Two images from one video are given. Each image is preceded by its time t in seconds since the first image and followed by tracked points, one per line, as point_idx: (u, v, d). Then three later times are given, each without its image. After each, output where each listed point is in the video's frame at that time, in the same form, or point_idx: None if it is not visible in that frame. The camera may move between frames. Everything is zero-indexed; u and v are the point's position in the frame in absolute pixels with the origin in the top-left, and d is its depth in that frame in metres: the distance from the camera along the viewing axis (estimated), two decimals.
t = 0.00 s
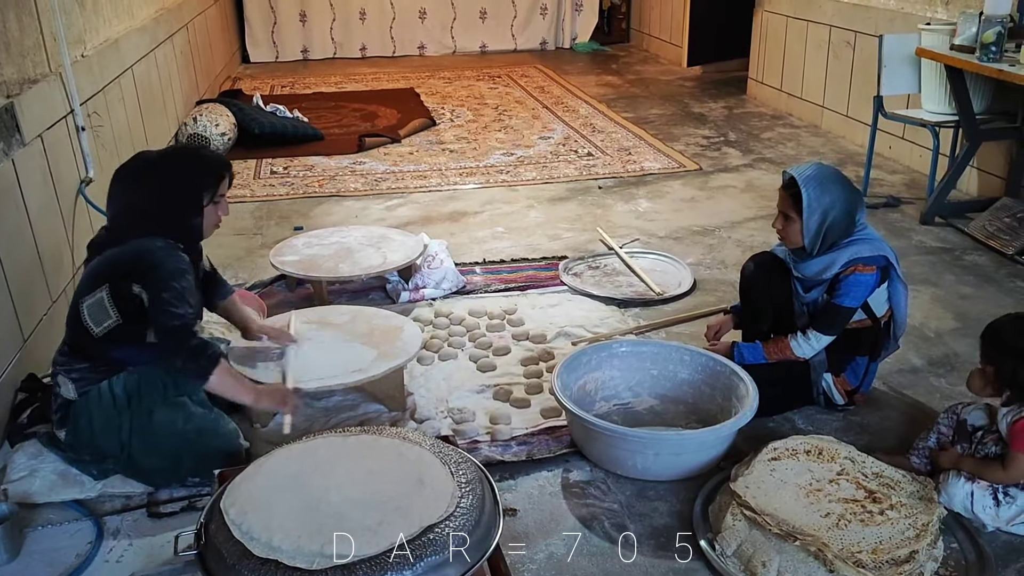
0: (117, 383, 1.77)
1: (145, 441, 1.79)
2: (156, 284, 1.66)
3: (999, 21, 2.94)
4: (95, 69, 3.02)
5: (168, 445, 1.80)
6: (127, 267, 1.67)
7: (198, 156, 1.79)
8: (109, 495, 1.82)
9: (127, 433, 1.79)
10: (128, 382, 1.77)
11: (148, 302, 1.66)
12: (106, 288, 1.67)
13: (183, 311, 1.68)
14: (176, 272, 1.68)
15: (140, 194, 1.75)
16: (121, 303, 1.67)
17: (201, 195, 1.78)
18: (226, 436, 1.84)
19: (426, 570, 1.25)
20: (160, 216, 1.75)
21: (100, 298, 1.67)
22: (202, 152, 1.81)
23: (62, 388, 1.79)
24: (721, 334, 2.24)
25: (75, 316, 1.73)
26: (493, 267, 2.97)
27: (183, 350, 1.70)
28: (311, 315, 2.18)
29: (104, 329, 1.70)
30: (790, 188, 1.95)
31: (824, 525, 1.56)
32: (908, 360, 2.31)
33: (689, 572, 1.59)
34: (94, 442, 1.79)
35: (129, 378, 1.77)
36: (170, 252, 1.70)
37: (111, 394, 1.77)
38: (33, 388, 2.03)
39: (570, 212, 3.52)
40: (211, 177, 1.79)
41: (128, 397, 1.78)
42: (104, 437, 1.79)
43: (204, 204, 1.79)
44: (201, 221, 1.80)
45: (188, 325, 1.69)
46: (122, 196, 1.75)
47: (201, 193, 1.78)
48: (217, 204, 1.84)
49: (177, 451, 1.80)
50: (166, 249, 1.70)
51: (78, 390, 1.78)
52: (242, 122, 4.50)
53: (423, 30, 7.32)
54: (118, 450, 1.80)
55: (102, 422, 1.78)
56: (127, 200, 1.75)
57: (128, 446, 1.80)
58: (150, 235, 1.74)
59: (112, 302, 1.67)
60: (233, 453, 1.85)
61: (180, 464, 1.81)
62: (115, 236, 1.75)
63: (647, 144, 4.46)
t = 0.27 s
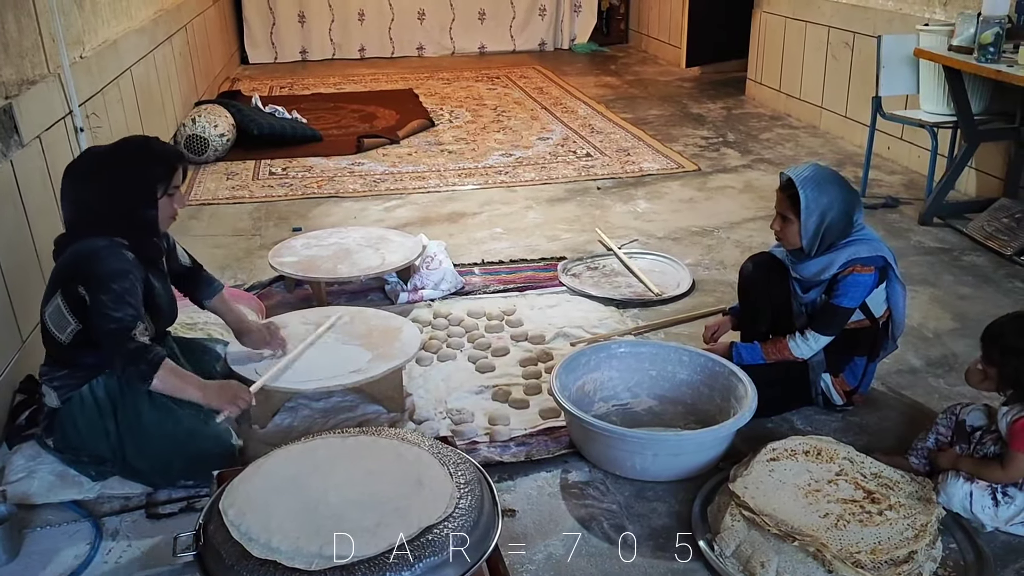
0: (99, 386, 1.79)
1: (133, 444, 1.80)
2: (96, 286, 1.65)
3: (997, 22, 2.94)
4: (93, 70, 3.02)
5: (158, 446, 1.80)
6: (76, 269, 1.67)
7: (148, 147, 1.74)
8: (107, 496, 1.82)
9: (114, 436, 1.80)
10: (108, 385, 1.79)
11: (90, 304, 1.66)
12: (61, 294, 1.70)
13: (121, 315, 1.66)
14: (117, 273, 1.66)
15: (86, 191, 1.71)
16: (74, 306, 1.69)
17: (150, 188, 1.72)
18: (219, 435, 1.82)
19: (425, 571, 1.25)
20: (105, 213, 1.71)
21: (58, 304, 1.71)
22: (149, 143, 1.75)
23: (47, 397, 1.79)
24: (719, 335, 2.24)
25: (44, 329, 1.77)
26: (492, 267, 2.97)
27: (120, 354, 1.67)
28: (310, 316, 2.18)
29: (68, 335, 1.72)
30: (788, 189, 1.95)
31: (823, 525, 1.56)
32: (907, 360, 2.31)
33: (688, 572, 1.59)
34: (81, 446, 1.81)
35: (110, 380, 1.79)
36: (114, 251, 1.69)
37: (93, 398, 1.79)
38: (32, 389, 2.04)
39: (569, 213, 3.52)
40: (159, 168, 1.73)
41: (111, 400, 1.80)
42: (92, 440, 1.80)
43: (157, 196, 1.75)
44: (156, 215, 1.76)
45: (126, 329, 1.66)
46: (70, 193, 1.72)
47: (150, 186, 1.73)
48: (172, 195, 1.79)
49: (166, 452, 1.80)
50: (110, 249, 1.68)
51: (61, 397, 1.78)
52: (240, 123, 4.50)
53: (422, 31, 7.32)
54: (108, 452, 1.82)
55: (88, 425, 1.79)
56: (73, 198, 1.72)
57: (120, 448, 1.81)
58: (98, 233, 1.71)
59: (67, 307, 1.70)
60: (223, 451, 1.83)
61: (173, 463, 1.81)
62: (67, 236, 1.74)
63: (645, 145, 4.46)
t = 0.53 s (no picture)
0: (96, 389, 1.78)
1: (132, 445, 1.81)
2: (99, 295, 1.65)
3: (995, 23, 2.96)
4: (92, 71, 3.01)
5: (157, 448, 1.81)
6: (76, 274, 1.66)
7: (144, 148, 1.71)
8: (105, 497, 1.82)
9: (112, 437, 1.80)
10: (105, 387, 1.79)
11: (93, 313, 1.66)
12: (60, 297, 1.70)
13: (127, 325, 1.67)
14: (118, 280, 1.67)
15: (82, 194, 1.69)
16: (74, 310, 1.69)
17: (147, 190, 1.71)
18: (219, 436, 1.84)
19: (424, 571, 1.25)
20: (102, 216, 1.69)
21: (57, 306, 1.70)
22: (145, 143, 1.72)
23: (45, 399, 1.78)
24: (717, 336, 2.25)
25: (43, 330, 1.76)
26: (491, 268, 2.97)
27: (126, 364, 1.69)
28: (308, 317, 2.18)
29: (67, 338, 1.71)
30: (785, 190, 1.95)
31: (822, 526, 1.57)
32: (905, 361, 2.31)
33: (687, 573, 1.59)
34: (79, 448, 1.80)
35: (107, 383, 1.79)
36: (113, 257, 1.68)
37: (92, 400, 1.79)
38: (31, 391, 2.04)
39: (567, 213, 3.52)
40: (156, 170, 1.71)
41: (109, 402, 1.80)
42: (90, 442, 1.79)
43: (156, 198, 1.73)
44: (155, 215, 1.74)
45: (132, 338, 1.68)
46: (66, 196, 1.70)
47: (148, 188, 1.71)
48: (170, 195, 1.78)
49: (165, 454, 1.81)
50: (109, 255, 1.68)
51: (59, 400, 1.77)
52: (239, 124, 4.50)
53: (420, 32, 7.32)
54: (106, 454, 1.81)
55: (86, 428, 1.79)
56: (70, 201, 1.70)
57: (118, 450, 1.82)
58: (96, 236, 1.70)
59: (67, 310, 1.69)
60: (223, 452, 1.84)
61: (172, 465, 1.82)
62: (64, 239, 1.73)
63: (644, 145, 4.47)
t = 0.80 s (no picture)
0: (102, 385, 1.78)
1: (130, 443, 1.80)
2: (137, 286, 1.64)
3: (993, 24, 2.95)
4: (90, 71, 3.01)
5: (157, 447, 1.80)
6: (112, 265, 1.66)
7: (196, 159, 1.76)
8: (104, 498, 1.82)
9: (111, 434, 1.79)
10: (112, 383, 1.78)
11: (129, 303, 1.65)
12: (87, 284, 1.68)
13: (165, 315, 1.67)
14: (157, 274, 1.66)
15: (132, 194, 1.72)
16: (101, 301, 1.67)
17: (193, 198, 1.74)
18: (218, 439, 1.84)
19: (423, 572, 1.25)
20: (147, 216, 1.71)
21: (82, 295, 1.68)
22: (199, 155, 1.77)
23: (51, 390, 1.78)
24: (715, 337, 2.25)
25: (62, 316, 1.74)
26: (490, 268, 2.97)
27: (162, 354, 1.68)
28: (309, 317, 2.18)
29: (88, 327, 1.69)
30: (784, 191, 1.95)
31: (820, 526, 1.57)
32: (903, 362, 2.31)
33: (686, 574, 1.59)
34: (79, 444, 1.79)
35: (114, 379, 1.78)
36: (152, 253, 1.68)
37: (96, 396, 1.78)
38: (29, 391, 2.02)
39: (566, 214, 3.52)
40: (205, 181, 1.75)
41: (113, 399, 1.79)
42: (89, 437, 1.78)
43: (200, 208, 1.76)
44: (196, 225, 1.77)
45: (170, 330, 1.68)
46: (116, 196, 1.73)
47: (194, 197, 1.74)
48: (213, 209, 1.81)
49: (162, 454, 1.81)
50: (149, 251, 1.68)
51: (64, 392, 1.77)
52: (238, 124, 4.49)
53: (419, 32, 7.32)
54: (105, 450, 1.80)
55: (86, 422, 1.77)
56: (119, 202, 1.73)
57: (117, 447, 1.80)
58: (138, 235, 1.71)
59: (93, 301, 1.67)
60: (223, 454, 1.84)
61: (172, 465, 1.82)
62: (104, 236, 1.74)
63: (643, 146, 4.47)
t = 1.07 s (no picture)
0: (127, 382, 1.80)
1: (141, 441, 1.80)
2: (220, 297, 1.68)
3: (993, 23, 2.95)
4: (89, 70, 3.01)
5: (169, 446, 1.81)
6: (181, 281, 1.67)
7: (247, 177, 1.80)
8: (103, 497, 1.82)
9: (126, 431, 1.80)
10: (136, 381, 1.80)
11: (215, 313, 1.69)
12: (146, 291, 1.68)
13: (258, 316, 1.71)
14: (232, 285, 1.69)
15: (187, 209, 1.71)
16: (159, 309, 1.70)
17: (246, 215, 1.77)
18: (226, 439, 1.85)
19: (423, 571, 1.25)
20: (206, 232, 1.73)
21: (139, 300, 1.68)
22: (246, 172, 1.80)
23: (70, 382, 1.77)
24: (713, 334, 2.26)
25: (98, 310, 1.72)
26: (489, 268, 2.97)
27: (273, 348, 1.74)
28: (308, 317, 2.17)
29: (133, 329, 1.72)
30: (782, 191, 1.95)
31: (820, 526, 1.57)
32: (902, 361, 2.31)
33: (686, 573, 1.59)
34: (88, 440, 1.79)
35: (140, 377, 1.81)
36: (223, 266, 1.70)
37: (119, 393, 1.79)
38: (28, 390, 2.01)
39: (565, 213, 3.52)
40: (255, 199, 1.79)
41: (136, 397, 1.81)
42: (105, 434, 1.79)
43: (251, 225, 1.80)
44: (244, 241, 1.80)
45: (265, 328, 1.72)
46: (167, 210, 1.72)
47: (246, 215, 1.78)
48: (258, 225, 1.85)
49: (173, 452, 1.81)
50: (218, 264, 1.70)
51: (87, 386, 1.77)
52: (237, 124, 4.49)
53: (418, 31, 7.32)
54: (112, 448, 1.80)
55: (104, 419, 1.78)
56: (171, 215, 1.71)
57: (126, 446, 1.81)
58: (198, 249, 1.71)
59: (148, 304, 1.69)
60: (231, 456, 1.85)
61: (180, 464, 1.82)
62: (154, 247, 1.71)
63: (642, 145, 4.46)
